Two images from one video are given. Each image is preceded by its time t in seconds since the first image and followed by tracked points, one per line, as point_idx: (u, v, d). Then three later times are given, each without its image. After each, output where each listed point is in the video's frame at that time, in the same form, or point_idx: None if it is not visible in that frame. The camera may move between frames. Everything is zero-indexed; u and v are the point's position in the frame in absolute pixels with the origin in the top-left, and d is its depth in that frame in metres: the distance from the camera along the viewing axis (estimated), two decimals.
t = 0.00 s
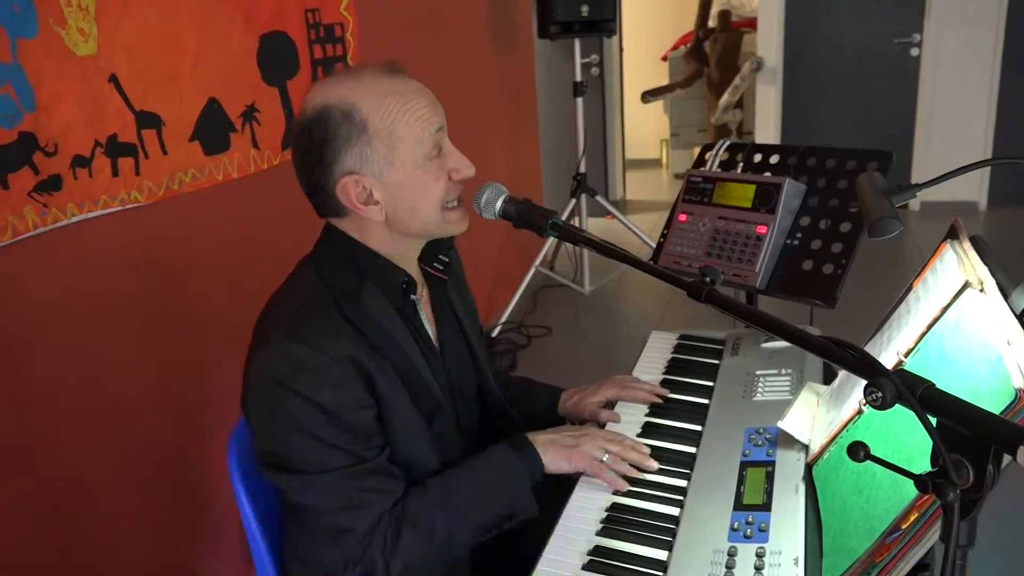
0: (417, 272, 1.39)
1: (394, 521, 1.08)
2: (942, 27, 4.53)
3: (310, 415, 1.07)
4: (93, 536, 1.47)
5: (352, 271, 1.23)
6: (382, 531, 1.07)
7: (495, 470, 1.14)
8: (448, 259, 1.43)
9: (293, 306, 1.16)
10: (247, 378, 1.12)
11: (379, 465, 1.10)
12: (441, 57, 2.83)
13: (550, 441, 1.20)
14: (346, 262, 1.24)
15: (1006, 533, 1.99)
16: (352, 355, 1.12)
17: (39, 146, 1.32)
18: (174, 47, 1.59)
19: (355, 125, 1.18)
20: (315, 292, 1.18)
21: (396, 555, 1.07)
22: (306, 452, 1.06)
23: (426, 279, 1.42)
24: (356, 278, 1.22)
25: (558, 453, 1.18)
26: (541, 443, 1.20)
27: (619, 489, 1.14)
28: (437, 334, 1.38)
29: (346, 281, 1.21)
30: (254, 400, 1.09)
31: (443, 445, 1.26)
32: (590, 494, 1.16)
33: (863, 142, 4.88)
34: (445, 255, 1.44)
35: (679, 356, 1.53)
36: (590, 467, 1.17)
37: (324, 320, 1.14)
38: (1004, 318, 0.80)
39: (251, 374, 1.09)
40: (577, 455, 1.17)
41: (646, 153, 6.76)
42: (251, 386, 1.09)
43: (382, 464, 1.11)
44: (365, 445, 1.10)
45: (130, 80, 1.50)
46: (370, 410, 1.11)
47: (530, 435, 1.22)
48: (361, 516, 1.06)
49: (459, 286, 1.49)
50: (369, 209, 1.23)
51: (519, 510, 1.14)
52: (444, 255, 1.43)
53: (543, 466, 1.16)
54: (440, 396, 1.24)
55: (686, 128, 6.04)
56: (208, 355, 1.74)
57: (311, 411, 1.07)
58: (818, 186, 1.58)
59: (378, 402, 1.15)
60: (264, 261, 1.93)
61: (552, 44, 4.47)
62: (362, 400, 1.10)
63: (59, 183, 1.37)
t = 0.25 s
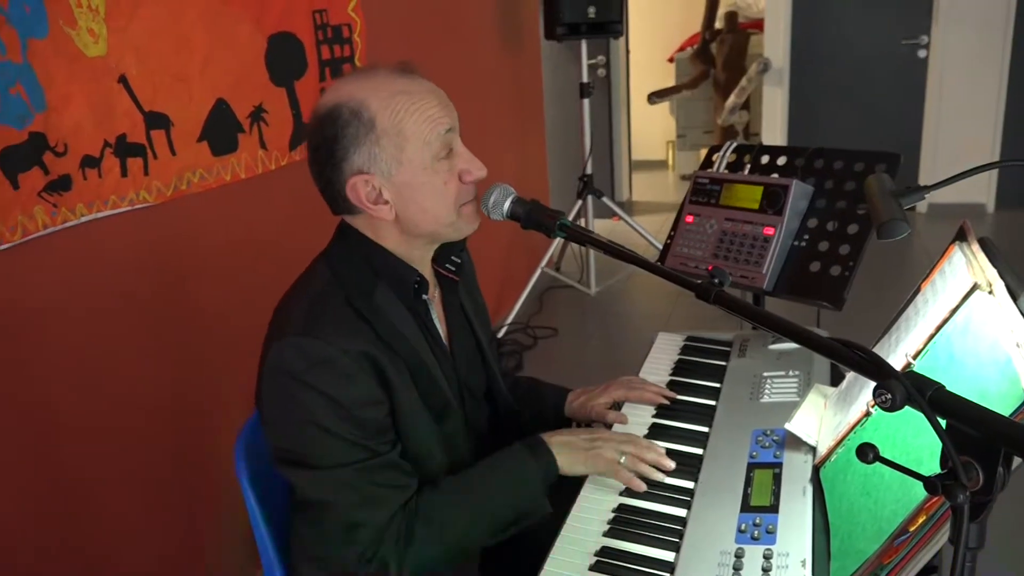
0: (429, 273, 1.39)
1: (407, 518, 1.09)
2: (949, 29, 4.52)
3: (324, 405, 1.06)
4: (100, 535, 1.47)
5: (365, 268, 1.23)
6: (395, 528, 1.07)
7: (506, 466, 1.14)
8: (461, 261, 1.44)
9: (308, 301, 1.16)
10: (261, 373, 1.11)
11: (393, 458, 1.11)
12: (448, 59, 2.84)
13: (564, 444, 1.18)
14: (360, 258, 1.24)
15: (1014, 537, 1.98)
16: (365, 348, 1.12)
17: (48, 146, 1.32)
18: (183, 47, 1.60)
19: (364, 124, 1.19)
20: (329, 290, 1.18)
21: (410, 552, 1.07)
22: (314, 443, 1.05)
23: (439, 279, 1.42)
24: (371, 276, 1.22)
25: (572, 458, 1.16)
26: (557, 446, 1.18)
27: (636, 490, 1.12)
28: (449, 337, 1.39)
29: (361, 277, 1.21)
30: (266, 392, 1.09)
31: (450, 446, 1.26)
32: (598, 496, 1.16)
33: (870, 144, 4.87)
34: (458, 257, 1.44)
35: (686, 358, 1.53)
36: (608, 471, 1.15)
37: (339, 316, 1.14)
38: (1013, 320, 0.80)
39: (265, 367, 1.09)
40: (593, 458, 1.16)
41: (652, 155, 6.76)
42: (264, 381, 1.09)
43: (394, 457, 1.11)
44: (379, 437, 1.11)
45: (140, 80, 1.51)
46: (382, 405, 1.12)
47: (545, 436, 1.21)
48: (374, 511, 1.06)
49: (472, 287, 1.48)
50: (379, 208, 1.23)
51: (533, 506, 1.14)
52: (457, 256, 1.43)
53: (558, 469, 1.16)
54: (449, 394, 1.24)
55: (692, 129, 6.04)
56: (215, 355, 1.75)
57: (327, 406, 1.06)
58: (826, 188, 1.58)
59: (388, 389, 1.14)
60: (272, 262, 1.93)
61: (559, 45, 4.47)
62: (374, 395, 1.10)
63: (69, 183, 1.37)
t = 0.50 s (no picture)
0: (437, 274, 1.40)
1: (416, 512, 1.08)
2: (955, 30, 4.51)
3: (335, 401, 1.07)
4: (106, 535, 1.48)
5: (374, 267, 1.24)
6: (405, 522, 1.07)
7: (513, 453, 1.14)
8: (467, 262, 1.46)
9: (317, 297, 1.17)
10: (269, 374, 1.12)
11: (404, 451, 1.11)
12: (453, 60, 2.85)
13: (574, 429, 1.19)
14: (369, 256, 1.25)
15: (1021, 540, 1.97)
16: (373, 343, 1.13)
17: (56, 147, 1.33)
18: (190, 49, 1.60)
19: (368, 124, 1.19)
20: (338, 287, 1.18)
21: (421, 546, 1.06)
22: (322, 437, 1.07)
23: (446, 280, 1.43)
24: (379, 275, 1.23)
25: (580, 443, 1.17)
26: (564, 430, 1.19)
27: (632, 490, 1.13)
28: (455, 334, 1.38)
29: (369, 275, 1.22)
30: (276, 387, 1.10)
31: (455, 446, 1.26)
32: (602, 497, 1.16)
33: (875, 145, 4.86)
34: (465, 259, 1.46)
35: (691, 359, 1.53)
36: (609, 462, 1.16)
37: (349, 311, 1.15)
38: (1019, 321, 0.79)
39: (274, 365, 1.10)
40: (601, 448, 1.16)
41: (657, 156, 6.76)
42: (274, 379, 1.10)
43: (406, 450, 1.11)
44: (386, 429, 1.11)
45: (147, 82, 1.51)
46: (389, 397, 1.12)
47: (552, 420, 1.21)
48: (383, 504, 1.06)
49: (479, 287, 1.49)
50: (386, 207, 1.24)
51: (543, 496, 1.14)
52: (464, 259, 1.45)
53: (566, 455, 1.16)
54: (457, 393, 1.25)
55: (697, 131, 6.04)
56: (221, 355, 1.75)
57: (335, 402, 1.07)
58: (832, 189, 1.57)
59: (400, 394, 1.16)
60: (277, 262, 1.94)
61: (564, 47, 4.47)
62: (382, 388, 1.11)
63: (76, 184, 1.38)
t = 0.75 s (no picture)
0: (441, 275, 1.40)
1: (402, 517, 1.08)
2: (958, 32, 4.51)
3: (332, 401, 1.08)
4: (109, 535, 1.48)
5: (377, 266, 1.24)
6: (388, 526, 1.07)
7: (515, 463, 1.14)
8: (473, 263, 1.45)
9: (320, 299, 1.17)
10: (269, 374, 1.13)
11: (393, 458, 1.10)
12: (456, 61, 2.85)
13: (561, 449, 1.18)
14: (372, 256, 1.25)
15: None
16: (374, 343, 1.14)
17: (60, 148, 1.34)
18: (193, 50, 1.61)
19: (368, 119, 1.21)
20: (342, 286, 1.19)
21: (401, 552, 1.07)
22: (323, 440, 1.08)
23: (450, 281, 1.43)
24: (383, 275, 1.23)
25: (571, 464, 1.16)
26: (554, 452, 1.17)
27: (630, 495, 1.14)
28: (459, 335, 1.39)
29: (372, 276, 1.22)
30: (276, 387, 1.10)
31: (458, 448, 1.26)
32: (604, 497, 1.16)
33: (878, 146, 4.85)
34: (471, 258, 1.45)
35: (694, 360, 1.53)
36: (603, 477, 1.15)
37: (354, 311, 1.16)
38: (1021, 323, 0.79)
39: (273, 362, 1.11)
40: (590, 464, 1.15)
41: (659, 157, 6.76)
42: (274, 377, 1.10)
43: (396, 458, 1.11)
44: (381, 436, 1.11)
45: (150, 83, 1.52)
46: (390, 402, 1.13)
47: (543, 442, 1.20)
48: (371, 505, 1.07)
49: (483, 288, 1.49)
50: (384, 203, 1.24)
51: (529, 516, 1.13)
52: (469, 259, 1.44)
53: (555, 476, 1.15)
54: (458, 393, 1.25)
55: (699, 132, 6.04)
56: (224, 355, 1.76)
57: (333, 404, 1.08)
58: (834, 190, 1.58)
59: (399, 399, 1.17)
60: (280, 263, 1.94)
61: (566, 48, 4.48)
62: (382, 390, 1.12)
63: (80, 185, 1.38)
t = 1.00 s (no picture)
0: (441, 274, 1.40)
1: (406, 510, 1.08)
2: (959, 32, 4.51)
3: (333, 393, 1.08)
4: (111, 535, 1.48)
5: (378, 264, 1.24)
6: (394, 518, 1.07)
7: (516, 455, 1.14)
8: (472, 262, 1.44)
9: (318, 289, 1.18)
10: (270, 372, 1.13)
11: (395, 445, 1.10)
12: (457, 62, 2.85)
13: (565, 437, 1.19)
14: (373, 251, 1.25)
15: None
16: (371, 336, 1.14)
17: (62, 150, 1.34)
18: (195, 51, 1.61)
19: (373, 115, 1.21)
20: (342, 279, 1.20)
21: (408, 543, 1.06)
22: (324, 440, 1.08)
23: (450, 280, 1.43)
24: (382, 270, 1.23)
25: (575, 451, 1.16)
26: (558, 439, 1.18)
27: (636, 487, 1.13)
28: (457, 334, 1.39)
29: (372, 273, 1.22)
30: (277, 381, 1.11)
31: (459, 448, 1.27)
32: (605, 498, 1.16)
33: (879, 147, 4.85)
34: (470, 257, 1.45)
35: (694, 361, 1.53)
36: (608, 465, 1.15)
37: (354, 306, 1.16)
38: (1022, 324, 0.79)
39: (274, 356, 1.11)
40: (595, 451, 1.16)
41: (661, 158, 6.76)
42: (274, 373, 1.11)
43: (398, 446, 1.11)
44: (382, 426, 1.11)
45: (152, 84, 1.52)
46: (388, 391, 1.12)
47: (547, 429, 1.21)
48: (376, 498, 1.06)
49: (481, 288, 1.50)
50: (385, 199, 1.24)
51: (535, 505, 1.13)
52: (468, 258, 1.44)
53: (559, 465, 1.15)
54: (457, 392, 1.25)
55: (701, 133, 6.04)
56: (225, 356, 1.76)
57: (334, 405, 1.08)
58: (835, 191, 1.58)
59: (398, 388, 1.16)
60: (282, 263, 1.94)
61: (568, 49, 4.48)
62: (379, 381, 1.11)
63: (82, 186, 1.39)
